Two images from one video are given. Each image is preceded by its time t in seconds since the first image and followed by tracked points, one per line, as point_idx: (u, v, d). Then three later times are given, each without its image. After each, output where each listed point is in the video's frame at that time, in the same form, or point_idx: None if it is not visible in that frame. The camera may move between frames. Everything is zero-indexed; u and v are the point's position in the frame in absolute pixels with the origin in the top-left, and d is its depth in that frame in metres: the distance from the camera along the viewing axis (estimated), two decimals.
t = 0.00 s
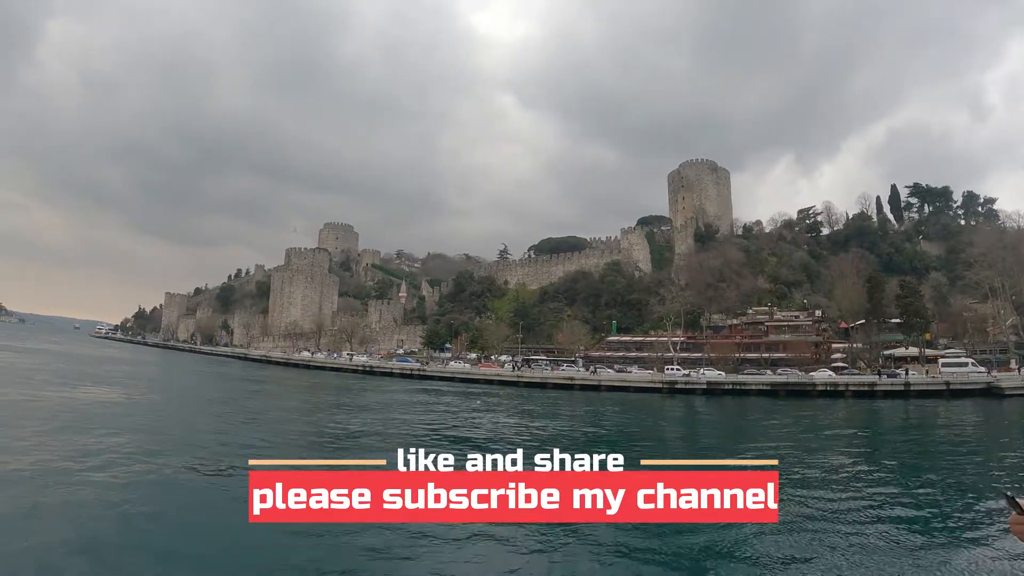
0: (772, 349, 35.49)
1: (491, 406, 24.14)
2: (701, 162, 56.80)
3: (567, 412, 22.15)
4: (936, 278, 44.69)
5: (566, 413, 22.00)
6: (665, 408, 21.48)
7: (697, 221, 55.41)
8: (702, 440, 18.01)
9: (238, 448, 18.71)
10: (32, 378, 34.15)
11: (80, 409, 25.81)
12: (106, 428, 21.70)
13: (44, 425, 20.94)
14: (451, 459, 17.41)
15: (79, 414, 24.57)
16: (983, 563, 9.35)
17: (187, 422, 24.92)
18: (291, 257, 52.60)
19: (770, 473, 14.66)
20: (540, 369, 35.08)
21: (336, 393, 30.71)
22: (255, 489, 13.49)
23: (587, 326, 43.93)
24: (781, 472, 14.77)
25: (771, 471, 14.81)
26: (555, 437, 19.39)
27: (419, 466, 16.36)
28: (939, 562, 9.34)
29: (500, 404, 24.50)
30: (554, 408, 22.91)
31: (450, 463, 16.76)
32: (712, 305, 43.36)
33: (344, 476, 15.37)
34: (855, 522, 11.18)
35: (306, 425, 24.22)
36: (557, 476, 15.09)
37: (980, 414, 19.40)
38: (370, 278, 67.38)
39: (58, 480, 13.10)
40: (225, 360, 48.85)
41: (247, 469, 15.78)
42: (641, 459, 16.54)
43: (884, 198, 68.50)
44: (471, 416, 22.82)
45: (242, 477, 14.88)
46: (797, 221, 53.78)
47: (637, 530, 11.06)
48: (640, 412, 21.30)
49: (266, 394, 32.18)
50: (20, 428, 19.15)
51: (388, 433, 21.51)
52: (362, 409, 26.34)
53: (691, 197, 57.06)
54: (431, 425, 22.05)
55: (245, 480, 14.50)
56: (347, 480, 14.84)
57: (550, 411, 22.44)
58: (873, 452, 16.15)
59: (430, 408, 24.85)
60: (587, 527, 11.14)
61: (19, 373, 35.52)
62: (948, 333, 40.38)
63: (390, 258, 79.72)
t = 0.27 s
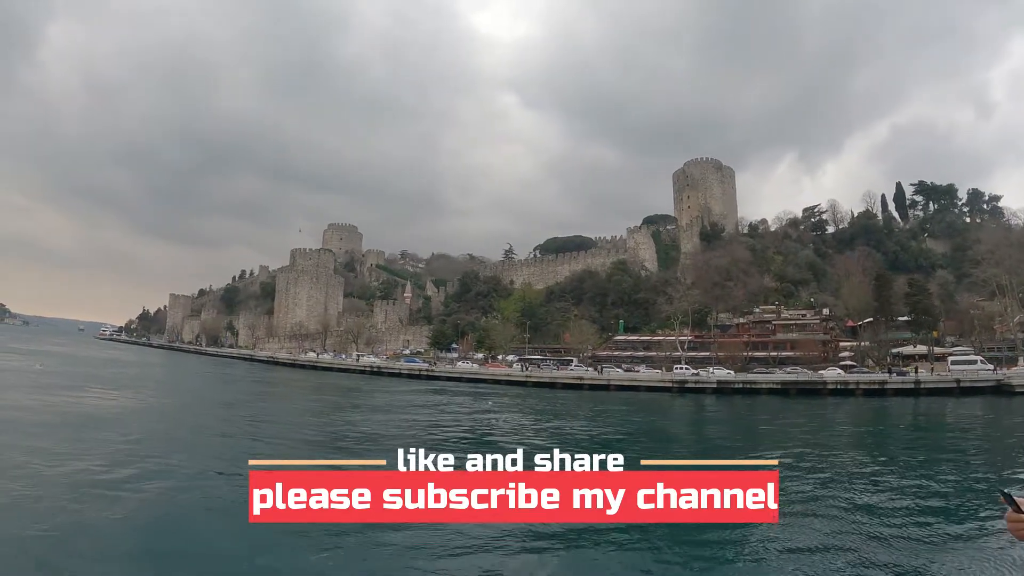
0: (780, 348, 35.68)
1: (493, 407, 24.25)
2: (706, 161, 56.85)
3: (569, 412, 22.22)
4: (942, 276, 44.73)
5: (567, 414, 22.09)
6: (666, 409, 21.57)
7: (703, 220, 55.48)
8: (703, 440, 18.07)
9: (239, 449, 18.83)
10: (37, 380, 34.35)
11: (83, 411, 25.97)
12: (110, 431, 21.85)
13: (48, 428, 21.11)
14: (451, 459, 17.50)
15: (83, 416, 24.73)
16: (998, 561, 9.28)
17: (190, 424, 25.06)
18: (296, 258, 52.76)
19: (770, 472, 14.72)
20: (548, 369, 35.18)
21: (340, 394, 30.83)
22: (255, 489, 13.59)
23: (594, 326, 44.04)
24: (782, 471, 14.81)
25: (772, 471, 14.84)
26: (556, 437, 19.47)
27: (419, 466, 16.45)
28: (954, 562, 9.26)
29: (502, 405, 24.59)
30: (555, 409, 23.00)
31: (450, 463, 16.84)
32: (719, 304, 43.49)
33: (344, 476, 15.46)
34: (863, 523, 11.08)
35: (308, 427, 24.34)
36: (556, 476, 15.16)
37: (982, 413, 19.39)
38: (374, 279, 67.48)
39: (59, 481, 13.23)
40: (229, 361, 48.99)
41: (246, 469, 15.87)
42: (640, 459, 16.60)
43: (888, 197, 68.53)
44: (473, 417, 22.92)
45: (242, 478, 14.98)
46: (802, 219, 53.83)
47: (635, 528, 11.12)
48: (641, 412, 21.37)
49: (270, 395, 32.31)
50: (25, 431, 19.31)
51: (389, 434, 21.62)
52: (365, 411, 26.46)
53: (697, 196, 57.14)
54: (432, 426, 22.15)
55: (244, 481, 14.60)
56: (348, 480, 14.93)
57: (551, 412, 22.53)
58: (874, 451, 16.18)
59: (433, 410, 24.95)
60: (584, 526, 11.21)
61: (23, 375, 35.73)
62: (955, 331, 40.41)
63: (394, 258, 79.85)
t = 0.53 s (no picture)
0: (788, 349, 35.85)
1: (496, 409, 24.33)
2: (711, 162, 56.90)
3: (571, 414, 22.31)
4: (949, 275, 44.75)
5: (569, 415, 22.17)
6: (667, 410, 21.64)
7: (708, 221, 55.54)
8: (703, 441, 18.12)
9: (241, 451, 18.95)
10: (42, 384, 34.56)
11: (87, 415, 26.13)
12: (115, 435, 22.00)
13: (53, 432, 21.27)
14: (451, 459, 17.58)
15: (87, 420, 24.89)
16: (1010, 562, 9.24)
17: (193, 427, 25.20)
18: (301, 260, 52.92)
19: (770, 472, 14.76)
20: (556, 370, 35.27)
21: (343, 397, 30.94)
22: (255, 490, 13.69)
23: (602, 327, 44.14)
24: (782, 471, 14.86)
25: (772, 471, 14.88)
26: (557, 438, 19.54)
27: (419, 466, 16.53)
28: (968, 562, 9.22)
29: (504, 406, 24.68)
30: (557, 410, 23.08)
31: (450, 463, 16.92)
32: (726, 305, 43.59)
33: (343, 476, 15.54)
34: (870, 524, 11.05)
35: (312, 430, 24.46)
36: (556, 476, 15.21)
37: (983, 411, 19.43)
38: (379, 280, 67.60)
39: (60, 486, 13.35)
40: (234, 364, 49.14)
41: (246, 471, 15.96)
42: (640, 459, 16.66)
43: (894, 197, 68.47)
44: (476, 419, 23.01)
45: (242, 479, 15.08)
46: (808, 219, 53.85)
47: (634, 528, 11.16)
48: (642, 413, 21.43)
49: (274, 398, 32.44)
50: (30, 436, 19.48)
51: (392, 436, 21.73)
52: (368, 413, 26.56)
53: (702, 196, 57.21)
54: (435, 428, 22.26)
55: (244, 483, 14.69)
56: (348, 480, 15.01)
57: (553, 413, 22.60)
58: (876, 450, 16.20)
59: (436, 412, 25.05)
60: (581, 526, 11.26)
61: (28, 379, 35.94)
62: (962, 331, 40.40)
63: (399, 259, 79.96)
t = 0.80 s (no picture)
0: (797, 349, 35.95)
1: (499, 410, 24.39)
2: (716, 162, 56.96)
3: (574, 415, 22.40)
4: (955, 275, 44.72)
5: (570, 416, 22.23)
6: (668, 412, 21.69)
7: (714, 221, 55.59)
8: (704, 442, 18.16)
9: (243, 453, 19.05)
10: (47, 386, 34.73)
11: (91, 417, 26.24)
12: (119, 437, 22.11)
13: (57, 434, 21.39)
14: (451, 459, 17.66)
15: (90, 422, 25.01)
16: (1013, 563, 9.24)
17: (196, 429, 25.29)
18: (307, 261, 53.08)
19: (770, 472, 14.80)
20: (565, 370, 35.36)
21: (347, 398, 31.02)
22: (254, 490, 13.77)
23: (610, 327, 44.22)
24: (783, 471, 14.90)
25: (772, 470, 14.91)
26: (558, 439, 19.60)
27: (419, 466, 16.60)
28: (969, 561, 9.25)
29: (506, 408, 24.75)
30: (559, 411, 23.14)
31: (449, 463, 16.99)
32: (733, 305, 43.66)
33: (343, 476, 15.61)
34: (873, 523, 11.07)
35: (315, 431, 24.55)
36: (555, 476, 15.27)
37: (984, 411, 19.48)
38: (384, 282, 67.71)
39: (61, 487, 13.44)
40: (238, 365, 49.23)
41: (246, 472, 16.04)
42: (639, 459, 16.70)
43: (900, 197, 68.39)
44: (479, 420, 23.08)
45: (241, 479, 15.15)
46: (813, 219, 53.87)
47: (632, 528, 11.20)
48: (643, 414, 21.48)
49: (278, 399, 32.52)
50: (34, 439, 19.58)
51: (394, 437, 21.80)
52: (371, 415, 26.63)
53: (707, 196, 57.28)
54: (437, 429, 22.34)
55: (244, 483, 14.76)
56: (348, 480, 15.08)
57: (555, 415, 22.67)
58: (877, 450, 16.23)
59: (438, 413, 25.13)
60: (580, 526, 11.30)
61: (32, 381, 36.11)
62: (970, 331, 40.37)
63: (403, 261, 80.10)
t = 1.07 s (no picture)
0: (805, 348, 36.03)
1: (501, 412, 24.49)
2: (722, 162, 57.01)
3: (578, 416, 22.48)
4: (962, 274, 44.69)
5: (572, 418, 22.31)
6: (670, 412, 21.76)
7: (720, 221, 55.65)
8: (704, 442, 18.23)
9: (246, 454, 19.18)
10: (52, 388, 34.95)
11: (94, 418, 26.41)
12: (123, 439, 22.25)
13: (62, 436, 21.56)
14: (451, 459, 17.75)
15: (95, 424, 25.18)
16: (1020, 560, 9.23)
17: (199, 430, 25.43)
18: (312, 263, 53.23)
19: (771, 472, 14.86)
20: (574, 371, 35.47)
21: (351, 400, 31.13)
22: (254, 490, 13.86)
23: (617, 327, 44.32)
24: (783, 470, 14.95)
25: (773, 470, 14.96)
26: (559, 440, 19.68)
27: (419, 466, 16.70)
28: (975, 557, 9.20)
29: (508, 409, 24.85)
30: (561, 412, 23.23)
31: (450, 463, 17.08)
32: (740, 305, 43.70)
33: (342, 476, 15.70)
34: (874, 520, 11.10)
35: (318, 433, 24.67)
36: (554, 476, 15.35)
37: (986, 411, 19.48)
38: (389, 283, 67.86)
39: (63, 489, 13.56)
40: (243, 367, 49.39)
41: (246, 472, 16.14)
42: (639, 459, 16.78)
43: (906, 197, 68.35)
44: (481, 421, 23.18)
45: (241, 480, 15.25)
46: (819, 219, 53.88)
47: (629, 528, 11.26)
48: (644, 415, 21.56)
49: (282, 401, 32.66)
50: (39, 442, 19.75)
51: (396, 439, 21.90)
52: (375, 417, 26.73)
53: (713, 196, 57.34)
54: (440, 431, 22.44)
55: (244, 483, 14.87)
56: (347, 480, 15.18)
57: (557, 416, 22.76)
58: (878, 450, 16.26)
59: (441, 415, 25.23)
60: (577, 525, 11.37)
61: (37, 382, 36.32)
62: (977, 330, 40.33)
63: (408, 262, 80.23)
